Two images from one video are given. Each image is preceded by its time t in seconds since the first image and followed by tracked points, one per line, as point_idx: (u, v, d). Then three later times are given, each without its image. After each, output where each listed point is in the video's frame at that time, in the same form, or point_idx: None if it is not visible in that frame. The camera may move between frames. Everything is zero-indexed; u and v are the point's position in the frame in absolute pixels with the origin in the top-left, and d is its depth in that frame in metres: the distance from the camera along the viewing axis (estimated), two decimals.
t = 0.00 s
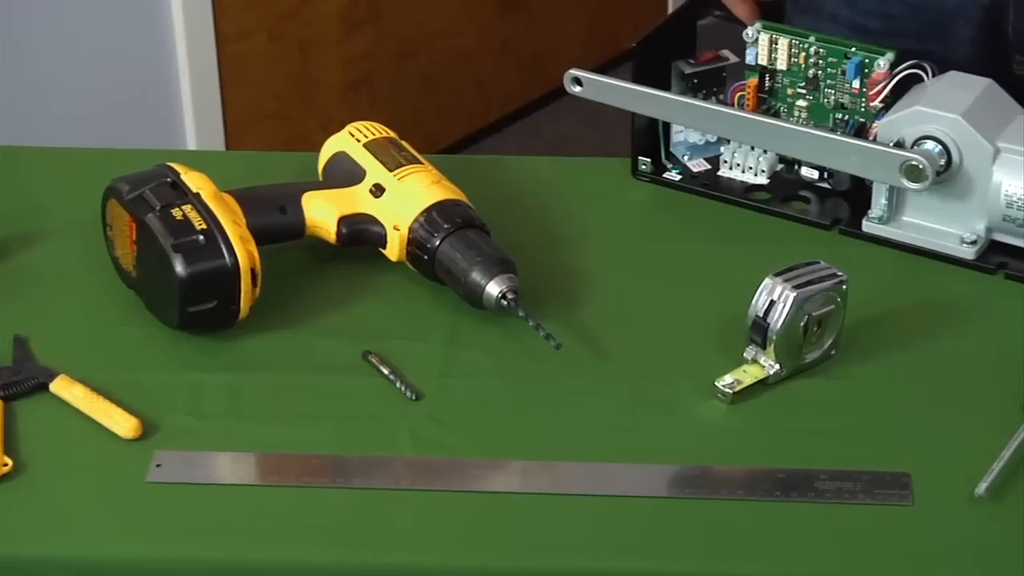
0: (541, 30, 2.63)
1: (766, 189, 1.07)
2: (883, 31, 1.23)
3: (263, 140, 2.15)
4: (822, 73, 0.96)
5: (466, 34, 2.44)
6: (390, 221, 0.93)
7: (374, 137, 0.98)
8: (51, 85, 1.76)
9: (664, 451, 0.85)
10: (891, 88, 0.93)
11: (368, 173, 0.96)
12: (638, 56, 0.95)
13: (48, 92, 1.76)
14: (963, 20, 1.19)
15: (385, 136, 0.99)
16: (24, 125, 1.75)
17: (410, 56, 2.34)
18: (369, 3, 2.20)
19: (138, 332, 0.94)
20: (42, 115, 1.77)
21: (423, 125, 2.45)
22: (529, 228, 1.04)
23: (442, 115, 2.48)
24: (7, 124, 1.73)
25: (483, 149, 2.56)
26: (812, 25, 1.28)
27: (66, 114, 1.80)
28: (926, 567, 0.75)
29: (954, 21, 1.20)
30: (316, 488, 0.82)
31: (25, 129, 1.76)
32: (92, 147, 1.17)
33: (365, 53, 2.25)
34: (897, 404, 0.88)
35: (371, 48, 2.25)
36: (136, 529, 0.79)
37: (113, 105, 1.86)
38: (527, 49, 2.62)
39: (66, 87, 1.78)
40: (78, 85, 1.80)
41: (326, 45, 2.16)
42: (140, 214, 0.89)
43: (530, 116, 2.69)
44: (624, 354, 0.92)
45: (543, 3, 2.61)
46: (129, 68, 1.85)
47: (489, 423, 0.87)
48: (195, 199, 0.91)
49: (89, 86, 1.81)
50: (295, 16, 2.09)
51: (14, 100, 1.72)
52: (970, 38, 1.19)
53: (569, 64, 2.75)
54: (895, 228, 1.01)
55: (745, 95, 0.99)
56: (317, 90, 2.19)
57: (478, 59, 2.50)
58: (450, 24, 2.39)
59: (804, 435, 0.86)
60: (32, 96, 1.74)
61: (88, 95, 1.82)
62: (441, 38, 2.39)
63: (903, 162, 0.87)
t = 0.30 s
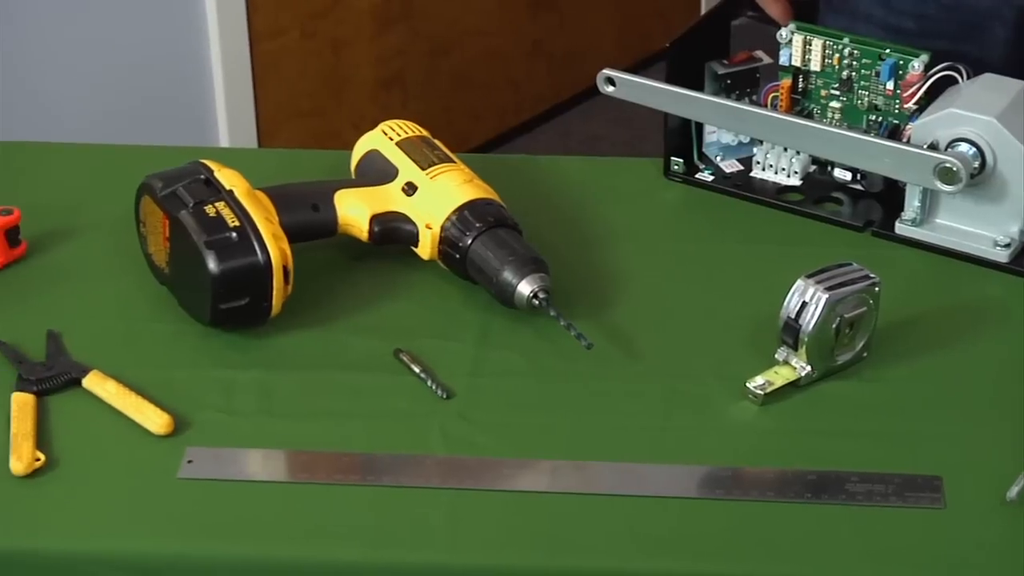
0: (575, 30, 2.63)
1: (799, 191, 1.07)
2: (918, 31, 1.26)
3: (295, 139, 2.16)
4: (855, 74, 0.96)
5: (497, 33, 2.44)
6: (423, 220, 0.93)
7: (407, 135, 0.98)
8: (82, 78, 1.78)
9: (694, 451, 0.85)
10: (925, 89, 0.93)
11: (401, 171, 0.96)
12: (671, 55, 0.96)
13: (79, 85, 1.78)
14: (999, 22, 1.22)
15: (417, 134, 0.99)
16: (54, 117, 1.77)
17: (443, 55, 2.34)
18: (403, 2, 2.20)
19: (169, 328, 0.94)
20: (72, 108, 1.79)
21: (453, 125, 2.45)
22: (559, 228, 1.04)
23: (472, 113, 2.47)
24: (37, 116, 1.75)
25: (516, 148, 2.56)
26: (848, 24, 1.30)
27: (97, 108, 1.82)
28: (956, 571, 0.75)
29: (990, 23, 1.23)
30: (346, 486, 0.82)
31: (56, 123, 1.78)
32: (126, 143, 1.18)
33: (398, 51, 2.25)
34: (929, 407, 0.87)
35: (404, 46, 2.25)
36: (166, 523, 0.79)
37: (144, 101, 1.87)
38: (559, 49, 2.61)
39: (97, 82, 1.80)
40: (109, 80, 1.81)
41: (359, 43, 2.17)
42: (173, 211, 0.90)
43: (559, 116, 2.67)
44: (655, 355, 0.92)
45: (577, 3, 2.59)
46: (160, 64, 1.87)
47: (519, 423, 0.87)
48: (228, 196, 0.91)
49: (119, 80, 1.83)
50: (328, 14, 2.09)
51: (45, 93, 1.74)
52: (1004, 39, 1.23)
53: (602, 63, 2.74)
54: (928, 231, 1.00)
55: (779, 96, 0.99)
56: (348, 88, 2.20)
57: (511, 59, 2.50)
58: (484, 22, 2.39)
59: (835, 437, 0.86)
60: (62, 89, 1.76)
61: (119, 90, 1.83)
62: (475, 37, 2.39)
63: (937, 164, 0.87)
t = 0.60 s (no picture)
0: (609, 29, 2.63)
1: (832, 192, 1.07)
2: (953, 33, 1.26)
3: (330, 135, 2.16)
4: (890, 75, 0.96)
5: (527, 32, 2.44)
6: (455, 219, 0.93)
7: (439, 135, 0.98)
8: (120, 76, 1.79)
9: (724, 452, 0.84)
10: (960, 91, 0.93)
11: (433, 170, 0.97)
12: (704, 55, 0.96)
13: (117, 83, 1.79)
14: None
15: (450, 133, 0.99)
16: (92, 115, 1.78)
17: (473, 54, 2.35)
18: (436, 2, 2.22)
19: (201, 324, 0.94)
20: (110, 106, 1.80)
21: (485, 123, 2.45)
22: (589, 228, 1.04)
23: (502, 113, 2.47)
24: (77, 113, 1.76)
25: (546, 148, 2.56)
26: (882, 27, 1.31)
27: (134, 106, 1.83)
28: None
29: None
30: (377, 484, 0.82)
31: (94, 120, 1.80)
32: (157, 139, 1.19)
33: (429, 50, 2.26)
34: (962, 410, 0.87)
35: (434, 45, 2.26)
36: (198, 519, 0.79)
37: (180, 101, 1.89)
38: (590, 49, 2.61)
39: (134, 81, 1.81)
40: (146, 78, 1.83)
41: (393, 43, 2.18)
42: (206, 208, 0.90)
43: (591, 116, 2.68)
44: (685, 355, 0.92)
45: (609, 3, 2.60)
46: (196, 63, 1.88)
47: (549, 423, 0.87)
48: (260, 193, 0.91)
49: (156, 80, 1.84)
50: (359, 14, 2.10)
51: (83, 90, 1.76)
52: None
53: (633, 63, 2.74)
54: (961, 233, 1.00)
55: (813, 97, 1.00)
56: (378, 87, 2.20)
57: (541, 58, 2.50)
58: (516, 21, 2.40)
59: (867, 439, 0.85)
60: (100, 87, 1.78)
61: (155, 89, 1.84)
62: (506, 36, 2.39)
63: (971, 166, 0.86)
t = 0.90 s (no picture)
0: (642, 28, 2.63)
1: (867, 194, 1.07)
2: (990, 34, 1.30)
3: (363, 134, 2.17)
4: (925, 77, 0.96)
5: (563, 32, 2.44)
6: (487, 218, 0.93)
7: (472, 133, 0.99)
8: (151, 73, 1.82)
9: (756, 454, 0.84)
10: (995, 93, 0.93)
11: (466, 169, 0.97)
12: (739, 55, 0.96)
13: (148, 79, 1.82)
14: None
15: (483, 132, 1.00)
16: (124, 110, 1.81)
17: (507, 52, 2.35)
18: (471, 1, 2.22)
19: (234, 321, 0.95)
20: (141, 101, 1.83)
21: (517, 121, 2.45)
22: (620, 229, 1.04)
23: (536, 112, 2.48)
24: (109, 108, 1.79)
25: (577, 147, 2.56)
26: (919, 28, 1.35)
27: (166, 102, 1.85)
28: None
29: None
30: (408, 482, 0.82)
31: (127, 116, 1.82)
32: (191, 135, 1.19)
33: (463, 48, 2.26)
34: (995, 414, 0.87)
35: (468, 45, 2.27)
36: (229, 515, 0.79)
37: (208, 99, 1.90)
38: (624, 49, 2.61)
39: (162, 78, 1.83)
40: (177, 75, 1.85)
41: (424, 43, 2.18)
42: (240, 204, 0.90)
43: (625, 116, 2.67)
44: (717, 356, 0.91)
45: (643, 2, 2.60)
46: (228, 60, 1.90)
47: (580, 422, 0.87)
48: (294, 191, 0.92)
49: (184, 78, 1.86)
50: (391, 12, 2.10)
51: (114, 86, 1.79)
52: None
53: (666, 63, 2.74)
54: (995, 236, 1.00)
55: (846, 99, 1.00)
56: (411, 86, 2.21)
57: (575, 56, 2.50)
58: (548, 20, 2.40)
59: (899, 441, 0.85)
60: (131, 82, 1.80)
61: (183, 87, 1.86)
62: (540, 35, 2.39)
63: (1006, 168, 0.86)
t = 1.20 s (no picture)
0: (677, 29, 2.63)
1: (903, 196, 1.07)
2: None
3: (398, 133, 2.18)
4: (964, 79, 0.97)
5: (598, 32, 2.44)
6: (524, 217, 0.94)
7: (510, 133, 1.00)
8: (178, 65, 1.82)
9: (790, 455, 0.84)
10: None
11: (502, 168, 0.97)
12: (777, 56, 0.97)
13: (175, 71, 1.82)
14: None
15: (520, 131, 1.00)
16: (161, 105, 1.83)
17: (542, 51, 2.34)
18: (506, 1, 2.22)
19: (269, 318, 0.95)
20: (177, 96, 1.84)
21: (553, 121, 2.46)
22: (653, 230, 1.05)
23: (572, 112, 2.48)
24: (146, 101, 1.81)
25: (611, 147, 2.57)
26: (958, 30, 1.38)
27: (191, 94, 1.85)
28: None
29: None
30: (441, 480, 0.82)
31: (152, 106, 1.82)
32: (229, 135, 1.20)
33: (499, 49, 2.26)
34: None
35: (506, 47, 2.27)
36: (262, 509, 0.79)
37: (232, 94, 1.90)
38: (661, 48, 2.61)
39: (189, 69, 1.84)
40: (205, 69, 1.85)
41: (460, 42, 2.19)
42: (276, 201, 0.90)
43: (659, 116, 2.68)
44: (751, 358, 0.91)
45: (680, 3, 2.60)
46: (266, 57, 1.91)
47: (614, 422, 0.86)
48: (331, 188, 0.92)
49: (210, 71, 1.86)
50: (430, 11, 2.10)
51: (152, 80, 1.80)
52: None
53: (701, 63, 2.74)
54: None
55: (884, 100, 1.01)
56: (448, 86, 2.22)
57: (610, 57, 2.50)
58: (585, 20, 2.39)
59: (935, 445, 0.84)
60: (168, 77, 1.82)
61: (209, 80, 1.87)
62: (577, 34, 2.39)
63: None
